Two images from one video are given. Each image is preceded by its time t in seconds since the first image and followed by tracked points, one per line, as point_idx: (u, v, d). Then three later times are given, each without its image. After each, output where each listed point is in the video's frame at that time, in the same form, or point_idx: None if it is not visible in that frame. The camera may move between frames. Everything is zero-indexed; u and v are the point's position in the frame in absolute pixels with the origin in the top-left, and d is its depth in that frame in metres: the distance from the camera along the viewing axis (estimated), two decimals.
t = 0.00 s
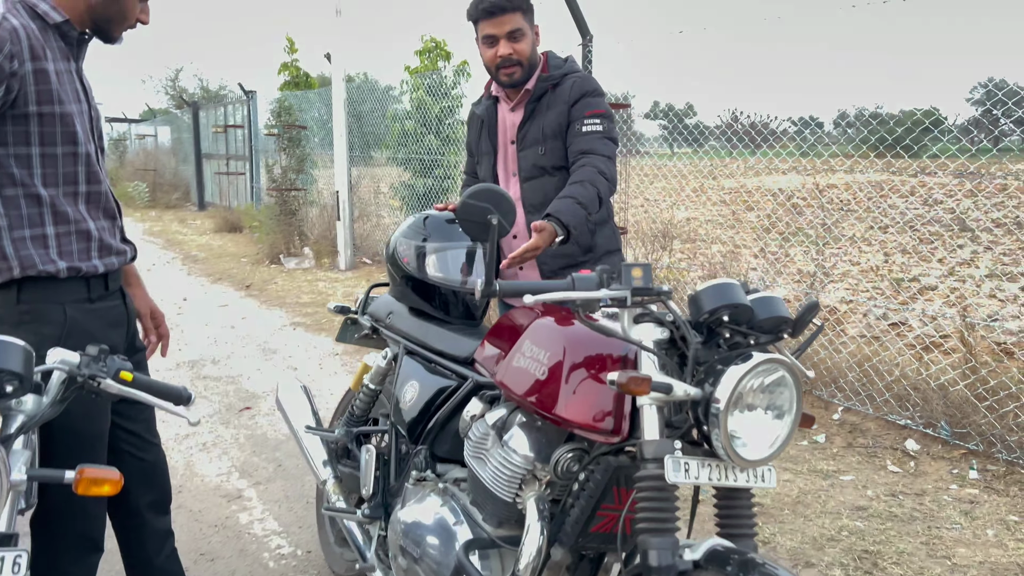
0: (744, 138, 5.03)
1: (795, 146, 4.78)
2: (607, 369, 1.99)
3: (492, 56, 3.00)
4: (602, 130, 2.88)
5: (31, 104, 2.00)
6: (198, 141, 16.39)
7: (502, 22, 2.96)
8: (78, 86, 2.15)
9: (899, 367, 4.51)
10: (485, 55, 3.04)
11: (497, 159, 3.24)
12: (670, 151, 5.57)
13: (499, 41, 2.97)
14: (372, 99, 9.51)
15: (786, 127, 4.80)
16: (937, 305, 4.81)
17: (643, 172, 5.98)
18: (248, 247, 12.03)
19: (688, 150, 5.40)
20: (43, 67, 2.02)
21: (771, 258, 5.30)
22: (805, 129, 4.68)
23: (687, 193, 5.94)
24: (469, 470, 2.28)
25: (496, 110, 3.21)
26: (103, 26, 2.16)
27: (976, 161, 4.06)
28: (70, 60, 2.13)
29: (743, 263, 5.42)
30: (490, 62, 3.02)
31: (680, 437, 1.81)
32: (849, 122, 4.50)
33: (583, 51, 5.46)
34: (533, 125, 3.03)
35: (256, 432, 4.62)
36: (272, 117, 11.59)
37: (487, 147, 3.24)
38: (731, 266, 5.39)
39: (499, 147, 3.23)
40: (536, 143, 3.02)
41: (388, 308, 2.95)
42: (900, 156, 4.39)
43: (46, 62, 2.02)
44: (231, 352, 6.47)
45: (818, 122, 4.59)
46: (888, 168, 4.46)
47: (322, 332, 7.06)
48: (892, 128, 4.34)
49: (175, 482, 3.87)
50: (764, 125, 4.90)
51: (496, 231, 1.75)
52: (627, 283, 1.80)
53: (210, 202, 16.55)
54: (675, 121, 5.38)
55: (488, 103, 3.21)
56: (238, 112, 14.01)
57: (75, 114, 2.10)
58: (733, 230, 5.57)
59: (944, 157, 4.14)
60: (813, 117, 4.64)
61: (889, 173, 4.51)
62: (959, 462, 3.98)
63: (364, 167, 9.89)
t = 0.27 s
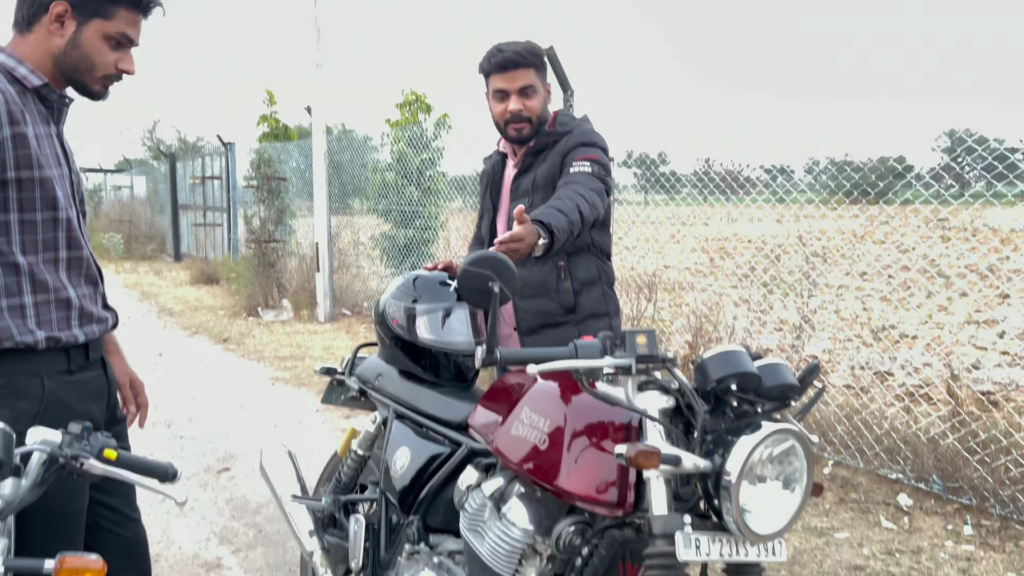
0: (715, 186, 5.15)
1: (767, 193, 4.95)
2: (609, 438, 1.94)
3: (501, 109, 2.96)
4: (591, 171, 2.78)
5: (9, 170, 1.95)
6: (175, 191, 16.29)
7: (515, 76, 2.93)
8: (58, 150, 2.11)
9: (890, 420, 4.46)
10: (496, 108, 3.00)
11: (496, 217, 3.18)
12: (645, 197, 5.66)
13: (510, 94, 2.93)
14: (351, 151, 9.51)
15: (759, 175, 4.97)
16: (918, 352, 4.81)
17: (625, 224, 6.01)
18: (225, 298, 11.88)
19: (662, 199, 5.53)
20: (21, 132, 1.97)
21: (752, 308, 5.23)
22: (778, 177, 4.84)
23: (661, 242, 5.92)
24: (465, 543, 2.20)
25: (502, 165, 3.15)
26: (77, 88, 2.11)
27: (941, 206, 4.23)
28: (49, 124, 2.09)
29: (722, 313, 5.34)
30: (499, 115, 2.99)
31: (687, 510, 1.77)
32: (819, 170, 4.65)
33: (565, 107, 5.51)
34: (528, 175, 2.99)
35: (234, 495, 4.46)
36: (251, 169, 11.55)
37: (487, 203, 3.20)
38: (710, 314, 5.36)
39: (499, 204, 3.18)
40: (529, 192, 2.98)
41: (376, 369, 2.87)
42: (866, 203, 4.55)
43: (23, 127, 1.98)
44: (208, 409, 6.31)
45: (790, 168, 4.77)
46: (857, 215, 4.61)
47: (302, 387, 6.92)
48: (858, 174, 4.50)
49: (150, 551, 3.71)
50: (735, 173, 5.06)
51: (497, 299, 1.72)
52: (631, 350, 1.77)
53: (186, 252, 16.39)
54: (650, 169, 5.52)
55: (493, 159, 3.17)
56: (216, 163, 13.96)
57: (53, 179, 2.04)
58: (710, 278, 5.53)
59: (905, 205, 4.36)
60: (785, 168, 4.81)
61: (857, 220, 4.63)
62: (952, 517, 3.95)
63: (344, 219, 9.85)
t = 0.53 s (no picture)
0: (699, 204, 5.15)
1: (750, 211, 4.84)
2: (608, 459, 1.91)
3: (521, 129, 2.65)
4: (608, 200, 2.48)
5: None
6: (159, 211, 16.17)
7: (538, 92, 2.61)
8: (38, 168, 2.03)
9: (880, 438, 4.44)
10: (512, 123, 2.69)
11: (507, 233, 2.98)
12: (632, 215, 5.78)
13: (533, 113, 2.62)
14: (338, 169, 9.46)
15: (742, 194, 4.88)
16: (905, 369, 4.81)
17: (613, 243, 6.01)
18: (210, 318, 11.76)
19: (646, 217, 5.61)
20: None
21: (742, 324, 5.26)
22: (760, 197, 4.76)
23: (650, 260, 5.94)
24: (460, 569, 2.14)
25: (518, 180, 2.92)
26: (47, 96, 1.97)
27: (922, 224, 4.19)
28: (30, 141, 2.02)
29: (711, 329, 5.36)
30: (519, 133, 2.67)
31: (689, 534, 1.74)
32: (801, 189, 4.63)
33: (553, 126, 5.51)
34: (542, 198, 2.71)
35: (220, 519, 4.38)
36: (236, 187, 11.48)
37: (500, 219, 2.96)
38: (702, 333, 5.38)
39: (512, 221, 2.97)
40: (541, 218, 2.70)
41: (369, 391, 2.84)
42: (848, 221, 4.50)
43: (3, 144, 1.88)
44: (193, 431, 6.20)
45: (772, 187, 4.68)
46: (838, 234, 4.56)
47: (288, 408, 6.83)
48: (840, 194, 4.47)
49: None
50: (719, 192, 5.00)
51: (496, 318, 1.70)
52: (631, 371, 1.74)
53: (170, 272, 16.25)
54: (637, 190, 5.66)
55: (509, 173, 2.93)
56: (201, 182, 13.88)
57: (34, 197, 1.95)
58: (696, 295, 5.59)
59: (885, 225, 4.33)
60: (768, 186, 4.73)
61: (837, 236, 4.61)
62: (945, 536, 3.93)
63: (330, 238, 9.78)
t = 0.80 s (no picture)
0: (689, 207, 5.22)
1: (738, 214, 4.94)
2: (601, 460, 1.89)
3: (527, 133, 2.63)
4: (635, 216, 2.47)
5: None
6: (146, 212, 16.06)
7: (543, 97, 2.57)
8: (20, 165, 2.00)
9: (870, 439, 4.44)
10: (520, 128, 2.67)
11: (510, 232, 2.92)
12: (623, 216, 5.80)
13: (537, 118, 2.60)
14: (327, 171, 9.42)
15: (730, 197, 4.94)
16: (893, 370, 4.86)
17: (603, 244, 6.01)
18: (198, 320, 11.69)
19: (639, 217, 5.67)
20: None
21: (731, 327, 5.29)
22: (748, 199, 4.83)
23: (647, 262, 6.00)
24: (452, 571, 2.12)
25: (523, 179, 2.88)
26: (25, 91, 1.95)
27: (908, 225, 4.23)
28: (11, 138, 1.98)
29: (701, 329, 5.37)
30: (524, 137, 2.65)
31: (683, 534, 1.73)
32: (787, 190, 4.63)
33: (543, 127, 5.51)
34: (558, 206, 2.67)
35: (208, 522, 4.34)
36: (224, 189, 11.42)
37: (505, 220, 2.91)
38: (689, 332, 5.38)
39: (515, 221, 2.92)
40: (558, 227, 2.66)
41: (359, 393, 2.82)
42: (837, 222, 4.54)
43: None
44: (180, 433, 6.14)
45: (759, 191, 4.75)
46: (827, 235, 4.63)
47: (277, 411, 6.78)
48: (827, 197, 4.51)
49: None
50: (707, 195, 5.04)
51: (490, 318, 1.65)
52: (625, 371, 1.73)
53: (158, 274, 16.14)
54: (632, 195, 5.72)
55: (513, 168, 2.88)
56: (189, 183, 13.79)
57: (15, 196, 1.91)
58: (685, 295, 5.57)
59: (871, 227, 4.38)
60: (756, 188, 4.79)
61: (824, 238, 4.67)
62: (935, 536, 3.94)
63: (319, 239, 9.74)
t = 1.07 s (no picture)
0: (689, 208, 5.19)
1: (740, 215, 4.89)
2: (601, 461, 1.89)
3: (526, 135, 2.64)
4: (647, 223, 2.45)
5: None
6: (147, 212, 16.07)
7: (540, 98, 2.57)
8: (18, 163, 1.99)
9: (870, 441, 4.44)
10: (521, 130, 2.67)
11: (515, 233, 2.93)
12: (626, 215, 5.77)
13: (535, 119, 2.60)
14: (328, 171, 9.42)
15: (731, 198, 4.90)
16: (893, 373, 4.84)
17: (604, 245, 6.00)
18: (198, 321, 11.68)
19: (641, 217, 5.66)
20: None
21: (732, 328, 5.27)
22: (749, 200, 4.78)
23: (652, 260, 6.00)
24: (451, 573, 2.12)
25: (529, 180, 2.87)
26: (20, 90, 1.95)
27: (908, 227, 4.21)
28: (8, 136, 1.98)
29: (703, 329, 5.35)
30: (524, 139, 2.65)
31: (683, 536, 1.73)
32: (789, 192, 4.61)
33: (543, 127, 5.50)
34: (566, 212, 2.66)
35: (208, 522, 4.33)
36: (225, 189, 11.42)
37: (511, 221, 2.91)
38: (690, 332, 5.38)
39: (520, 222, 2.92)
40: (568, 233, 2.65)
41: (359, 393, 2.81)
42: (838, 225, 4.51)
43: None
44: (180, 433, 6.14)
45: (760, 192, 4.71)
46: (828, 237, 4.56)
47: (277, 411, 6.78)
48: (828, 199, 4.47)
49: None
50: (708, 196, 5.01)
51: (490, 318, 1.65)
52: (625, 371, 1.73)
53: (158, 274, 16.14)
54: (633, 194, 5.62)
55: (517, 169, 2.87)
56: (189, 183, 13.80)
57: (12, 194, 1.91)
58: (686, 297, 5.61)
59: (872, 229, 4.36)
60: (756, 189, 4.74)
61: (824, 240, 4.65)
62: (935, 538, 3.94)
63: (319, 239, 9.73)
